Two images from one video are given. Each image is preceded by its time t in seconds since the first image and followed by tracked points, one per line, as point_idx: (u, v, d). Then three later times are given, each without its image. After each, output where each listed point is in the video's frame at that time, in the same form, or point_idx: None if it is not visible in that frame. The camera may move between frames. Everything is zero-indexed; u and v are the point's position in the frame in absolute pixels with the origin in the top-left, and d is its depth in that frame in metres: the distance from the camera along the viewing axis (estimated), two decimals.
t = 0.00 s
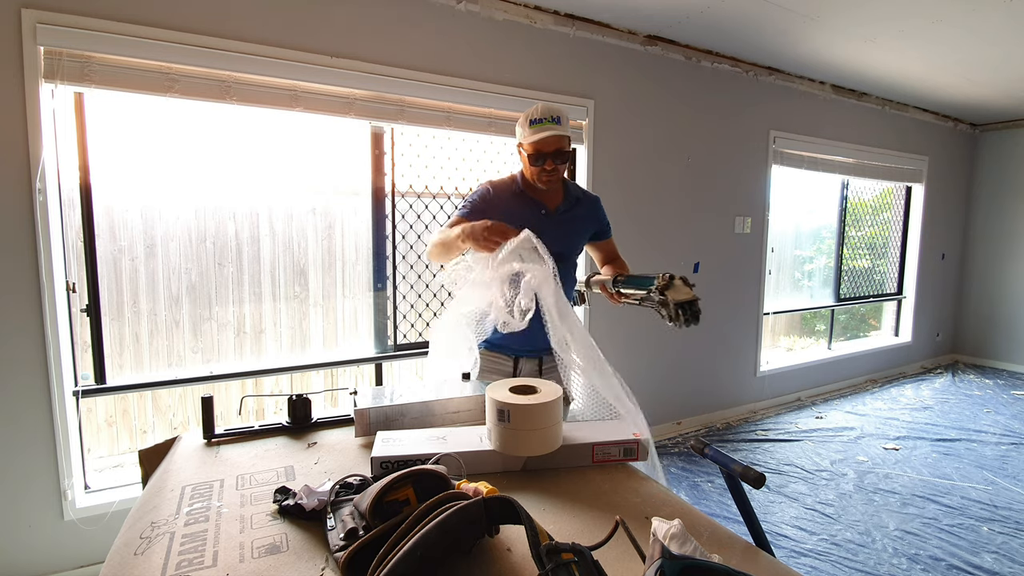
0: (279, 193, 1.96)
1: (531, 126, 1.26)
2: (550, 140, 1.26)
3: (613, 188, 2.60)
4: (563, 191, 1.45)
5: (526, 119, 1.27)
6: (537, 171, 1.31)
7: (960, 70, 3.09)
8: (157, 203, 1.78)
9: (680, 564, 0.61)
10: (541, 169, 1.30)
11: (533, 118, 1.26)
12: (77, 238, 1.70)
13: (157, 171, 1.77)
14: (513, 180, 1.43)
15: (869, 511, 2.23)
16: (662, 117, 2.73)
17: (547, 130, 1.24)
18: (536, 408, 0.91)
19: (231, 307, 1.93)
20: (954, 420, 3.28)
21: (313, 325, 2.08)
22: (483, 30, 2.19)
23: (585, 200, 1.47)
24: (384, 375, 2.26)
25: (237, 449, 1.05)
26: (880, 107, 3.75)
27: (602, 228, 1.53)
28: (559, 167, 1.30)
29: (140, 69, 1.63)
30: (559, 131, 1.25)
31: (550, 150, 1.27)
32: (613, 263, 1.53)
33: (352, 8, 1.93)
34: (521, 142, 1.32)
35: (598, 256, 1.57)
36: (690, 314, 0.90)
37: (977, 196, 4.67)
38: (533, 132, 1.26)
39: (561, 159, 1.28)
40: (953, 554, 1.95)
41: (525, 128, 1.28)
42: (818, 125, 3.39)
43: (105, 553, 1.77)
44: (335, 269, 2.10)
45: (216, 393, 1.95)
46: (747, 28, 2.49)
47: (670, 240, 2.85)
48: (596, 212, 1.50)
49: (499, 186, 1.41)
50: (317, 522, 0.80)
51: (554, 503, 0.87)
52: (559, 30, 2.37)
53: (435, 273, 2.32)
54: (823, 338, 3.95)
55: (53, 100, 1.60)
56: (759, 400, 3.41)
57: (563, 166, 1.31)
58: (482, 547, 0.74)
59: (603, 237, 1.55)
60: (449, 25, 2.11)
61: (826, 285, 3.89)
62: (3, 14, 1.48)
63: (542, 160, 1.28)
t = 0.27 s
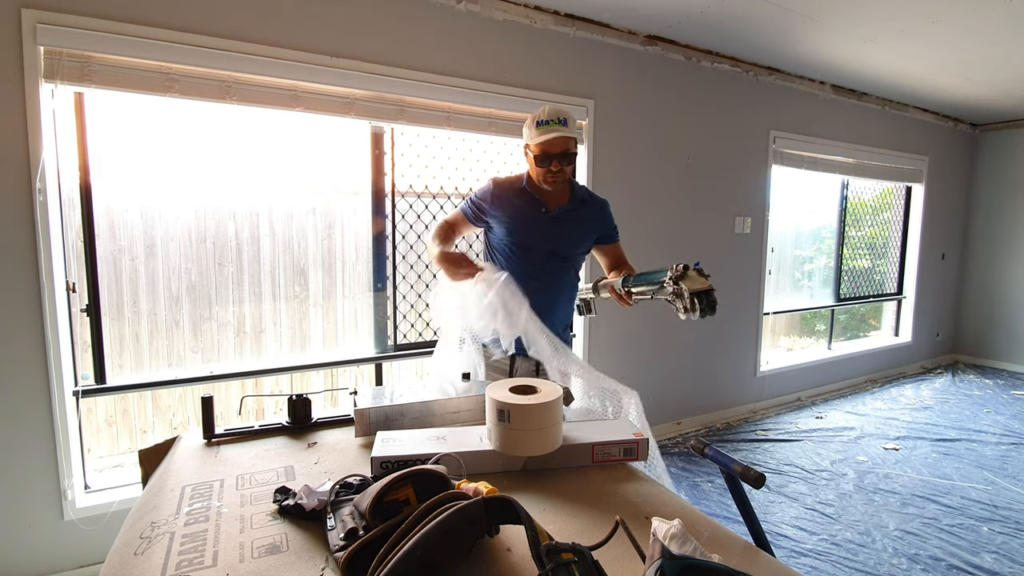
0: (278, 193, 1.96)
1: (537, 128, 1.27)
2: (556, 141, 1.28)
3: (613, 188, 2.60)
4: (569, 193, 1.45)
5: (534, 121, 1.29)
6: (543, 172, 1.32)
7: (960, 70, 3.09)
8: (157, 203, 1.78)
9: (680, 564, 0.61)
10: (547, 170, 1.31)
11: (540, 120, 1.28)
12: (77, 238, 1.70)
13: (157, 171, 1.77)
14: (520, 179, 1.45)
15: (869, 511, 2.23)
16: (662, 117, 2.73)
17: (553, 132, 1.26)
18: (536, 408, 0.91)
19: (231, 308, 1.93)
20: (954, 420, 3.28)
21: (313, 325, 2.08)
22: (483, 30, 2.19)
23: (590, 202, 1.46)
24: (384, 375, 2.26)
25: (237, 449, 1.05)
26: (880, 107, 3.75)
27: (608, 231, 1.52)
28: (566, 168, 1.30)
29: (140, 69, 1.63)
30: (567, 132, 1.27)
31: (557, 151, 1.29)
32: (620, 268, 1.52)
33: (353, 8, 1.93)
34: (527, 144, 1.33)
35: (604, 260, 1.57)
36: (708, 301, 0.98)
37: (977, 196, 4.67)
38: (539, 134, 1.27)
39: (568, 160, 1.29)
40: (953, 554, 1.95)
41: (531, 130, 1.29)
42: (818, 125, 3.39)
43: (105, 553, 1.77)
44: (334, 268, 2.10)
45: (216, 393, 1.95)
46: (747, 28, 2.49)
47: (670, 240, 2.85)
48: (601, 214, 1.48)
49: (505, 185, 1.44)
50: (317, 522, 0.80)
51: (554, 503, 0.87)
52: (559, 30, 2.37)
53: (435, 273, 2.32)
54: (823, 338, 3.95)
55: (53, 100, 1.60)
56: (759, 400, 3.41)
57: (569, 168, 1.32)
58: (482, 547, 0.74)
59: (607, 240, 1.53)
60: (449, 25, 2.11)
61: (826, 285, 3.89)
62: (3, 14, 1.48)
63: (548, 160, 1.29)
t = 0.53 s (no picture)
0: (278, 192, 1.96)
1: (538, 128, 1.27)
2: (556, 141, 1.27)
3: (613, 188, 2.60)
4: (572, 194, 1.44)
5: (534, 121, 1.29)
6: (543, 173, 1.32)
7: (960, 70, 3.09)
8: (157, 203, 1.78)
9: (680, 564, 0.61)
10: (547, 170, 1.31)
11: (541, 120, 1.27)
12: (77, 238, 1.70)
13: (157, 172, 1.77)
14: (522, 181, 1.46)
15: (869, 511, 2.23)
16: (662, 117, 2.73)
17: (554, 132, 1.26)
18: (537, 408, 0.91)
19: (231, 307, 1.93)
20: (954, 420, 3.28)
21: (313, 325, 2.08)
22: (483, 30, 2.19)
23: (592, 203, 1.44)
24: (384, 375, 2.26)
25: (237, 449, 1.05)
26: (880, 107, 3.75)
27: (610, 233, 1.50)
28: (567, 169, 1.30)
29: (140, 69, 1.63)
30: (567, 133, 1.27)
31: (557, 151, 1.29)
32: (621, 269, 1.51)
33: (352, 8, 1.93)
34: (528, 144, 1.33)
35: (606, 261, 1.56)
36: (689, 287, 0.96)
37: (977, 196, 4.67)
38: (540, 134, 1.27)
39: (568, 161, 1.29)
40: (953, 554, 1.95)
41: (532, 130, 1.29)
42: (818, 125, 3.39)
43: (105, 552, 1.77)
44: (334, 268, 2.09)
45: (216, 393, 1.95)
46: (747, 28, 2.49)
47: (670, 240, 2.85)
48: (604, 216, 1.46)
49: (507, 187, 1.45)
50: (317, 521, 0.80)
51: (554, 503, 0.87)
52: (559, 30, 2.37)
53: (435, 273, 2.32)
54: (823, 338, 3.95)
55: (53, 100, 1.60)
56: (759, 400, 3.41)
57: (570, 168, 1.31)
58: (482, 547, 0.74)
59: (611, 241, 1.51)
60: (449, 25, 2.12)
61: (826, 285, 3.89)
62: (3, 14, 1.48)
63: (549, 161, 1.29)
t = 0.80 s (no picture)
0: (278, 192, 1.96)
1: (533, 128, 1.27)
2: (550, 141, 1.28)
3: (613, 188, 2.60)
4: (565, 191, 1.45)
5: (530, 120, 1.29)
6: (537, 172, 1.32)
7: (960, 70, 3.09)
8: (157, 203, 1.78)
9: (680, 564, 0.61)
10: (541, 170, 1.31)
11: (537, 120, 1.27)
12: (77, 238, 1.70)
13: (157, 172, 1.77)
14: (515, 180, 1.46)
15: (869, 511, 2.23)
16: (662, 117, 2.73)
17: (549, 132, 1.26)
18: (537, 408, 0.90)
19: (231, 308, 1.93)
20: (954, 420, 3.28)
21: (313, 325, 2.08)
22: (483, 30, 2.19)
23: (587, 198, 1.45)
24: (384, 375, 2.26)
25: (237, 449, 1.05)
26: (880, 107, 3.75)
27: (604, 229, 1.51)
28: (559, 170, 1.31)
29: (140, 69, 1.63)
30: (562, 134, 1.27)
31: (551, 151, 1.29)
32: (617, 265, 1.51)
33: (352, 8, 1.93)
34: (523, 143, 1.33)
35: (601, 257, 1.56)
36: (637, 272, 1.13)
37: (977, 196, 4.67)
38: (535, 134, 1.27)
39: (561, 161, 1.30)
40: (953, 554, 1.95)
41: (527, 129, 1.29)
42: (818, 125, 3.39)
43: (105, 552, 1.77)
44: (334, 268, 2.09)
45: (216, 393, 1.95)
46: (747, 28, 2.49)
47: (670, 240, 2.85)
48: (599, 210, 1.47)
49: (501, 187, 1.46)
50: (317, 521, 0.80)
51: (554, 503, 0.87)
52: (559, 30, 2.37)
53: (435, 273, 2.32)
54: (823, 338, 3.95)
55: (53, 100, 1.60)
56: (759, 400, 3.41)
57: (563, 169, 1.32)
58: (482, 547, 0.74)
59: (606, 237, 1.53)
60: (449, 25, 2.12)
61: (826, 285, 3.89)
62: (3, 14, 1.48)
63: (543, 160, 1.29)
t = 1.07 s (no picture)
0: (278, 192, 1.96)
1: (527, 129, 1.28)
2: (543, 143, 1.29)
3: (613, 189, 2.60)
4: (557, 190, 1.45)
5: (524, 121, 1.29)
6: (530, 173, 1.33)
7: (960, 70, 3.09)
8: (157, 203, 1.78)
9: (680, 564, 0.61)
10: (533, 171, 1.32)
11: (531, 120, 1.28)
12: (77, 238, 1.70)
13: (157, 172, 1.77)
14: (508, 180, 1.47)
15: (869, 511, 2.23)
16: (662, 117, 2.73)
17: (542, 134, 1.27)
18: (537, 408, 0.90)
19: (231, 308, 1.93)
20: (954, 420, 3.28)
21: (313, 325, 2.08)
22: (483, 30, 2.19)
23: (580, 197, 1.46)
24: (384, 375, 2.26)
25: (237, 449, 1.05)
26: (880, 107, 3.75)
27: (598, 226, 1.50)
28: (553, 171, 1.32)
29: (140, 68, 1.63)
30: (556, 136, 1.28)
31: (544, 153, 1.30)
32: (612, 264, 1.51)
33: (352, 8, 1.93)
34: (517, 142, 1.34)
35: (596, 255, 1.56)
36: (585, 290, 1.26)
37: (977, 196, 4.67)
38: (529, 135, 1.28)
39: (554, 164, 1.30)
40: (953, 554, 1.95)
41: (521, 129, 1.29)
42: (818, 125, 3.39)
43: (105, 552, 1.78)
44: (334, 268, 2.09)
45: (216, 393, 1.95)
46: (747, 28, 2.49)
47: (670, 240, 2.85)
48: (592, 209, 1.47)
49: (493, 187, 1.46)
50: (317, 521, 0.80)
51: (554, 503, 0.87)
52: (559, 30, 2.37)
53: (435, 273, 2.32)
54: (823, 338, 3.95)
55: (53, 100, 1.60)
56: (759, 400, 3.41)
57: (556, 170, 1.33)
58: (482, 547, 0.74)
59: (600, 235, 1.52)
60: (449, 25, 2.12)
61: (826, 285, 3.89)
62: (3, 14, 1.48)
63: (535, 162, 1.30)
